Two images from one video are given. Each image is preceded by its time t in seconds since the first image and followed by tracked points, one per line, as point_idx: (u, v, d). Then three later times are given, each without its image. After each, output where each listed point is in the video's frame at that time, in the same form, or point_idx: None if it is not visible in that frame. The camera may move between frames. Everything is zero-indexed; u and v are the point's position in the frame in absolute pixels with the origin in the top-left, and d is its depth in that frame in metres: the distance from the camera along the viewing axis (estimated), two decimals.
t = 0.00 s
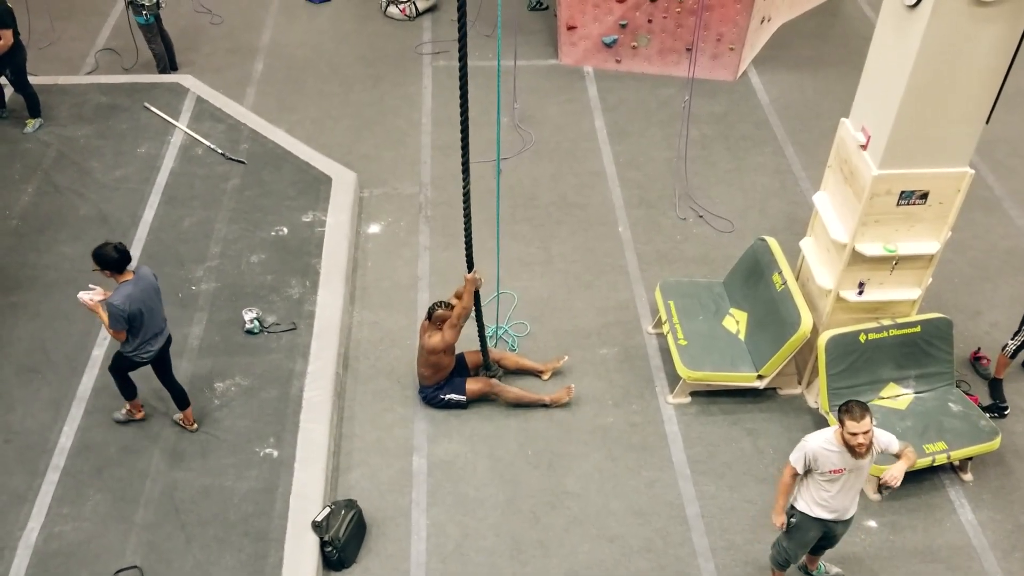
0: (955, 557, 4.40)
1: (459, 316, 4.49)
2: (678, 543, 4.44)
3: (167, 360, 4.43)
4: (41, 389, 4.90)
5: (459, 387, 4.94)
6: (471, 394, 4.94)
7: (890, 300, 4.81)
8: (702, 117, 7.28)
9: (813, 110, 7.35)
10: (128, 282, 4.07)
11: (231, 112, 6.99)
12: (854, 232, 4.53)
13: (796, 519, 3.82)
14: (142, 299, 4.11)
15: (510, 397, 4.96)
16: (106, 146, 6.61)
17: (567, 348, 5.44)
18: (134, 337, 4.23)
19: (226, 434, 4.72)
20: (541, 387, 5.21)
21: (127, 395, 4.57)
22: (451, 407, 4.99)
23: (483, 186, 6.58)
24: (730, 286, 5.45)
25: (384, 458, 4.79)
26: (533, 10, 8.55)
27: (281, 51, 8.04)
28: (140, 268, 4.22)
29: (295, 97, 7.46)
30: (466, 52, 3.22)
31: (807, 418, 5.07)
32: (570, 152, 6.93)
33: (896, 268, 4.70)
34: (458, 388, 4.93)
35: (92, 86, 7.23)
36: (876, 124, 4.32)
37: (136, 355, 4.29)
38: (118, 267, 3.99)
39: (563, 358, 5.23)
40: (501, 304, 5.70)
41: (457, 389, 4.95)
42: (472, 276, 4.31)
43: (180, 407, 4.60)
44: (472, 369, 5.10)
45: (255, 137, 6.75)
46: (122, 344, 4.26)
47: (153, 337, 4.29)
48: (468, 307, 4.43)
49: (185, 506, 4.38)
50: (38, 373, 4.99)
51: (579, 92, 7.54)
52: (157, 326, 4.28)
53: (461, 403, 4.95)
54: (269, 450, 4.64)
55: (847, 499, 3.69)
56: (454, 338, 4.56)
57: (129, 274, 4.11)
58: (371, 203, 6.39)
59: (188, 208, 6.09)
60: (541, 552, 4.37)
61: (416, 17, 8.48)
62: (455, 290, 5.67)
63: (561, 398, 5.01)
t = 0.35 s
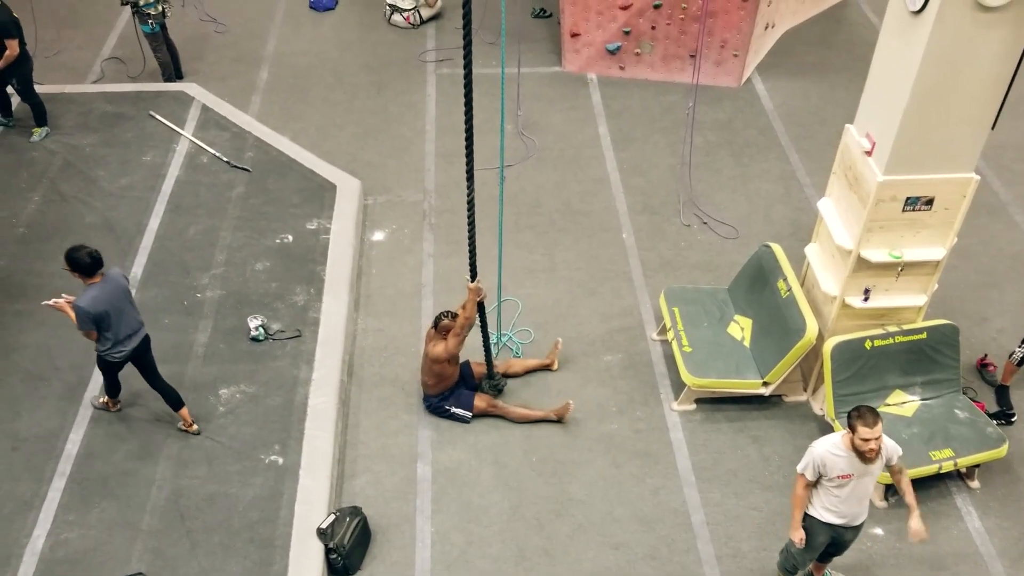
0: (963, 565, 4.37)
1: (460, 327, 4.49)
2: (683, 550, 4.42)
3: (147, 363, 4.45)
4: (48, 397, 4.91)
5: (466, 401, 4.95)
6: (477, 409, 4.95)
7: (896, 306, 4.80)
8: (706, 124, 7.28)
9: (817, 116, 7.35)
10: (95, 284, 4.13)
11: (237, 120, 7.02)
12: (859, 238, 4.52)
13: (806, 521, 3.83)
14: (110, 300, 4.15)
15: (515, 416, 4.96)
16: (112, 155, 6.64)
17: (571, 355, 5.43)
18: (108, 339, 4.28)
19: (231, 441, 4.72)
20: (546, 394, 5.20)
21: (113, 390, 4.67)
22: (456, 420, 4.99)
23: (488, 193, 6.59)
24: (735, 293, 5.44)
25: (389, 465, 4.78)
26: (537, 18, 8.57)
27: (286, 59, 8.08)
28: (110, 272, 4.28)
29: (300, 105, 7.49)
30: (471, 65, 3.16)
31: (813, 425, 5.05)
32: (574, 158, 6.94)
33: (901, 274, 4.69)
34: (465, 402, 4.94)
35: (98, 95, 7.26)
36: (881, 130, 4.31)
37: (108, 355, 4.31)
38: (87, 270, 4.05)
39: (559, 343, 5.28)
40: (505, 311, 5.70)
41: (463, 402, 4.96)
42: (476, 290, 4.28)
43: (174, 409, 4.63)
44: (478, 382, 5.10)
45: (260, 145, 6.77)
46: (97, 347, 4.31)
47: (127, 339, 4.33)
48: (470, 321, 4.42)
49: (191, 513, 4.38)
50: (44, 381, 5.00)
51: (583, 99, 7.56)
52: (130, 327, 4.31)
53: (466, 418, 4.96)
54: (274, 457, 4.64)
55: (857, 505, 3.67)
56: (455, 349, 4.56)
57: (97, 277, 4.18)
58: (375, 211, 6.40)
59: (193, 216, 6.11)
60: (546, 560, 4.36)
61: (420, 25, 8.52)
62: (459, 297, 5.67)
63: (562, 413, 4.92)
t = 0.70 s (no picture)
0: None
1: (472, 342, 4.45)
2: (691, 569, 4.39)
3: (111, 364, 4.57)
4: (55, 412, 4.92)
5: (474, 415, 4.93)
6: (486, 424, 4.93)
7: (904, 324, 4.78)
8: (712, 140, 7.29)
9: (824, 133, 7.36)
10: (58, 291, 4.27)
11: (245, 136, 7.06)
12: (867, 256, 4.51)
13: (817, 545, 3.81)
14: (71, 303, 4.30)
15: (523, 431, 4.95)
16: (122, 171, 6.68)
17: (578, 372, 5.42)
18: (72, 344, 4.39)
19: (237, 457, 4.71)
20: (553, 409, 5.19)
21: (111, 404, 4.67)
22: (463, 435, 4.97)
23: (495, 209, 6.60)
24: (742, 309, 5.43)
25: (395, 482, 4.77)
26: (544, 35, 8.62)
27: (295, 76, 8.14)
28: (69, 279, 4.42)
29: (309, 121, 7.53)
30: (495, 58, 3.19)
31: (821, 443, 5.02)
32: (581, 175, 6.95)
33: (909, 291, 4.67)
34: (473, 417, 4.92)
35: (108, 111, 7.32)
36: (887, 148, 4.32)
37: (75, 359, 4.41)
38: (48, 278, 4.19)
39: (578, 368, 5.28)
40: (512, 327, 5.70)
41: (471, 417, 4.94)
42: (490, 303, 4.26)
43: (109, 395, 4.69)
44: (487, 399, 5.09)
45: (269, 161, 6.81)
46: (63, 353, 4.41)
47: (91, 341, 4.45)
48: (483, 334, 4.40)
49: (197, 530, 4.37)
50: (52, 396, 5.01)
51: (590, 115, 7.58)
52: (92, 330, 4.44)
53: (474, 433, 4.94)
54: (280, 474, 4.63)
55: (871, 525, 3.67)
56: (467, 364, 4.53)
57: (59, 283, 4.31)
58: (383, 227, 6.42)
59: (202, 232, 6.14)
60: None
61: (428, 42, 8.57)
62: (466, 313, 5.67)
63: (577, 429, 4.93)
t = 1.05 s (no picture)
0: None
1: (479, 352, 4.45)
2: None
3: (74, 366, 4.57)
4: (60, 426, 4.91)
5: (480, 429, 4.91)
6: (492, 438, 4.91)
7: (910, 338, 4.76)
8: (718, 155, 7.31)
9: (829, 147, 7.37)
10: (13, 301, 4.24)
11: (252, 150, 7.08)
12: (873, 270, 4.50)
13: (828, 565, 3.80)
14: (28, 311, 4.27)
15: (530, 446, 4.93)
16: (128, 185, 6.70)
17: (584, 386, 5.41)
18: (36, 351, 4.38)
19: (242, 472, 4.70)
20: (559, 425, 5.17)
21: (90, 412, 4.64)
22: (469, 449, 4.96)
23: (501, 224, 6.62)
24: (748, 323, 5.42)
25: (401, 497, 4.75)
26: (549, 50, 8.66)
27: (301, 91, 8.18)
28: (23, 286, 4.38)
29: (315, 136, 7.56)
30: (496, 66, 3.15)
31: (828, 458, 5.00)
32: (587, 189, 6.97)
33: (915, 306, 4.66)
34: (479, 432, 4.90)
35: (115, 126, 7.35)
36: (893, 163, 4.32)
37: (41, 367, 4.41)
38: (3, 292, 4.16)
39: (585, 385, 5.25)
40: (518, 342, 5.70)
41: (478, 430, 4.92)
42: (492, 314, 4.23)
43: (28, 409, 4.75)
44: (494, 414, 5.07)
45: (275, 176, 6.83)
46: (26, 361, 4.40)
47: (53, 346, 4.43)
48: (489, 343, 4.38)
49: (202, 545, 4.35)
50: (57, 411, 5.00)
51: (595, 130, 7.60)
52: (52, 335, 4.42)
53: (480, 447, 4.92)
54: (286, 488, 4.62)
55: (881, 540, 3.67)
56: (476, 375, 4.52)
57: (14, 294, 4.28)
58: (389, 241, 6.43)
59: (208, 246, 6.15)
60: None
61: (434, 57, 8.61)
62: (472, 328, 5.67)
63: (584, 444, 4.91)
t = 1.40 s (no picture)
0: None
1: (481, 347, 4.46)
2: None
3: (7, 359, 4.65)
4: (58, 426, 4.90)
5: (478, 428, 4.91)
6: (490, 437, 4.92)
7: (907, 338, 4.78)
8: (716, 155, 7.32)
9: (827, 148, 7.38)
10: None
11: (249, 150, 7.07)
12: (871, 270, 4.51)
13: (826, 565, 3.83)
14: None
15: (529, 445, 4.93)
16: (125, 185, 6.68)
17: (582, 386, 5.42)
18: None
19: (240, 471, 4.70)
20: (557, 425, 5.17)
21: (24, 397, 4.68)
22: (467, 448, 4.96)
23: (499, 224, 6.62)
24: (746, 323, 5.43)
25: (399, 496, 4.75)
26: (547, 50, 8.65)
27: (299, 90, 8.16)
28: None
29: (313, 135, 7.55)
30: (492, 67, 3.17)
31: (825, 457, 5.01)
32: (585, 189, 6.97)
33: (913, 306, 4.68)
34: (477, 431, 4.90)
35: (112, 125, 7.33)
36: (891, 163, 4.33)
37: None
38: None
39: (582, 386, 5.24)
40: (517, 342, 5.69)
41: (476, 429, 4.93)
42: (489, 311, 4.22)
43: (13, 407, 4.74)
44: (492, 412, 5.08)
45: (273, 175, 6.81)
46: None
47: None
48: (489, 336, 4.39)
49: (200, 545, 4.35)
50: (55, 411, 4.99)
51: (593, 130, 7.61)
52: None
53: (478, 446, 4.92)
54: (284, 488, 4.61)
55: (877, 541, 3.68)
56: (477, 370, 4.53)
57: None
58: (387, 240, 6.43)
59: (205, 246, 6.13)
60: None
61: (432, 56, 8.61)
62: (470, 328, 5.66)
63: (582, 443, 4.91)
